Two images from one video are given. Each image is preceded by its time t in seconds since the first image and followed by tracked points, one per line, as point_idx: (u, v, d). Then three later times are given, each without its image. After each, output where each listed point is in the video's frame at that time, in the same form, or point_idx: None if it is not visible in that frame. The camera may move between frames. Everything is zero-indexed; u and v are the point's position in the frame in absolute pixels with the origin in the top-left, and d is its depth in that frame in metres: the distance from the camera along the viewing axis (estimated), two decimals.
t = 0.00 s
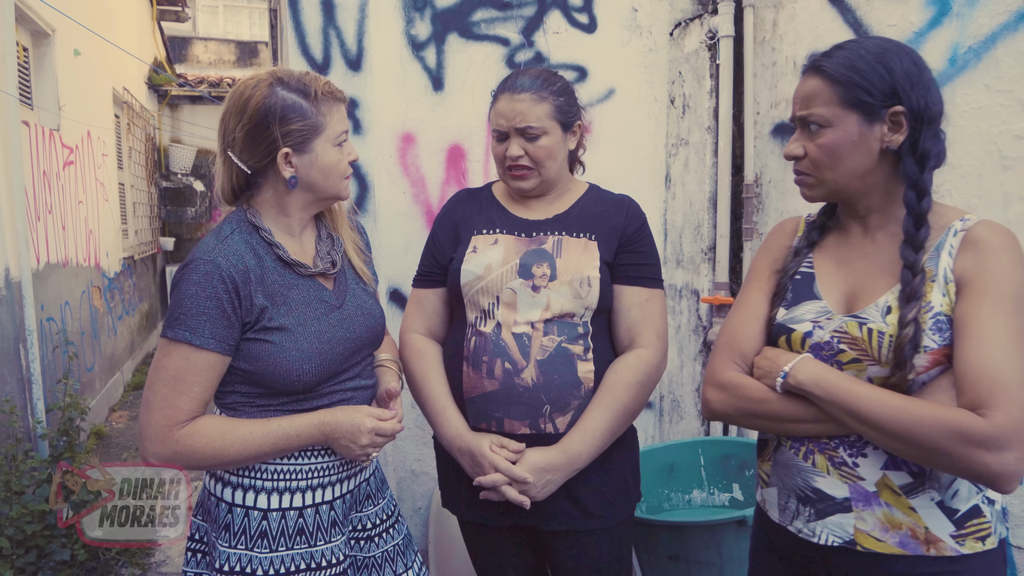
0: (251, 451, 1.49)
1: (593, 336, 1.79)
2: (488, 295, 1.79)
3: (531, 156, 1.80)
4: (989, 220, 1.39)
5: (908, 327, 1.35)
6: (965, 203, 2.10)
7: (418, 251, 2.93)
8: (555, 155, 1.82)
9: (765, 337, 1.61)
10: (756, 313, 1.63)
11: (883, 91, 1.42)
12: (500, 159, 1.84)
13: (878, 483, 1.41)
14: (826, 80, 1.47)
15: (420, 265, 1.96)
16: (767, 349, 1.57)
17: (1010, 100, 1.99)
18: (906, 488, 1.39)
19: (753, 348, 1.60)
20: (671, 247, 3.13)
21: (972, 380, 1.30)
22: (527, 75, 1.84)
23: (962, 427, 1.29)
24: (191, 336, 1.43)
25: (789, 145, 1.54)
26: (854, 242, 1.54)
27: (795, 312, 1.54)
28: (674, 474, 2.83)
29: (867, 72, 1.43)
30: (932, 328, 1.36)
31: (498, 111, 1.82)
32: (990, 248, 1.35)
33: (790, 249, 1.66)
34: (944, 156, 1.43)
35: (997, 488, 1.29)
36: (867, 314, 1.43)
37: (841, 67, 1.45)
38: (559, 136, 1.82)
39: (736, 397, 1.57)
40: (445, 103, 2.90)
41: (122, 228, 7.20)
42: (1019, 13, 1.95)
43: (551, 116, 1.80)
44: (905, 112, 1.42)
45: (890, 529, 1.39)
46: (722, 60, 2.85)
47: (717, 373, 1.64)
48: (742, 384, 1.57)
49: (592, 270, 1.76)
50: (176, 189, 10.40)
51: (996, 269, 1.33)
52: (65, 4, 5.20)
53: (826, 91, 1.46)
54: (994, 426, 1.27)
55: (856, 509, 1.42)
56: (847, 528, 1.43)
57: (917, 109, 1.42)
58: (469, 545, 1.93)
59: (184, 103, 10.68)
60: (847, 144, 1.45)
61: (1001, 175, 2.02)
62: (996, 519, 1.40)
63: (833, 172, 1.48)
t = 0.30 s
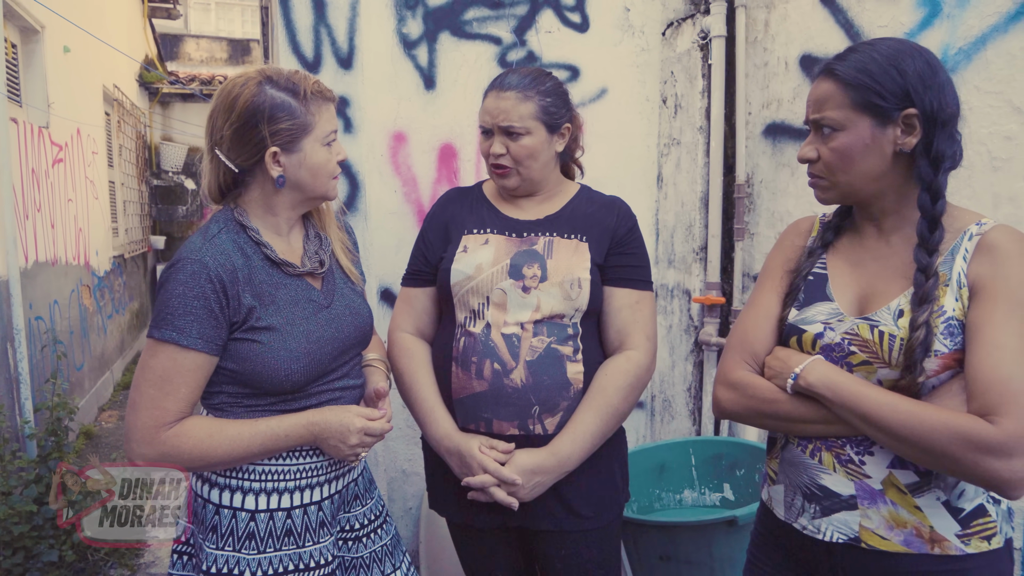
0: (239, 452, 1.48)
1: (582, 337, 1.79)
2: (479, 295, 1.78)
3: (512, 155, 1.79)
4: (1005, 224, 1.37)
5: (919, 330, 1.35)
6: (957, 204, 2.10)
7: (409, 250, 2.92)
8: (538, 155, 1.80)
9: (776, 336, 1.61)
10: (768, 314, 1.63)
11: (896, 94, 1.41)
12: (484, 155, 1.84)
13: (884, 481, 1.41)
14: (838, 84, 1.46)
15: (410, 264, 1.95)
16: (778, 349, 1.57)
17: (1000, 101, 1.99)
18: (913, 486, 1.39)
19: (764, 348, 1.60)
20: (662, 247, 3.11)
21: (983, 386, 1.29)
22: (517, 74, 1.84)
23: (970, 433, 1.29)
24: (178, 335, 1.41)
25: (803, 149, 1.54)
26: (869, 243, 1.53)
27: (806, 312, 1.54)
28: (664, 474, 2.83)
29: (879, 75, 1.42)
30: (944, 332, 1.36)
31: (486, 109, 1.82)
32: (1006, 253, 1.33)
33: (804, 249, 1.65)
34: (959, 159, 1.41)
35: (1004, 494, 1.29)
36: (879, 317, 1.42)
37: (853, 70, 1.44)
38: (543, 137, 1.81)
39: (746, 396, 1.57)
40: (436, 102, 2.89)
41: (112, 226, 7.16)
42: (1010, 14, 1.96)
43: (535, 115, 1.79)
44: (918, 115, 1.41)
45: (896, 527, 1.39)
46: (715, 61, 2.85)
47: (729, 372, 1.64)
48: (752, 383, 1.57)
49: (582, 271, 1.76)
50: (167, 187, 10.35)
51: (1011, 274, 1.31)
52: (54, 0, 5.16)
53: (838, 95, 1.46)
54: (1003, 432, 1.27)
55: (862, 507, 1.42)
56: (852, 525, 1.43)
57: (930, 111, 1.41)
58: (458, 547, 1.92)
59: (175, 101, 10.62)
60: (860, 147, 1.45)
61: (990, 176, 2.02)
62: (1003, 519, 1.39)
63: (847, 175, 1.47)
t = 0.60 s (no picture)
0: (226, 450, 1.47)
1: (572, 334, 1.78)
2: (468, 293, 1.78)
3: (506, 151, 1.78)
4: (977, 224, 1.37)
5: (886, 322, 1.35)
6: (947, 202, 2.11)
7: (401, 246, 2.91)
8: (531, 151, 1.80)
9: (748, 327, 1.60)
10: (740, 304, 1.62)
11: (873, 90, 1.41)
12: (476, 151, 1.83)
13: (844, 474, 1.41)
14: (818, 79, 1.46)
15: (399, 261, 1.93)
16: (748, 339, 1.56)
17: (990, 100, 2.00)
18: (871, 479, 1.39)
19: (735, 338, 1.59)
20: (655, 245, 3.12)
21: (945, 377, 1.29)
22: (509, 70, 1.83)
23: (931, 422, 1.29)
24: (163, 333, 1.40)
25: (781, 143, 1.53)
26: (842, 237, 1.53)
27: (777, 303, 1.54)
28: (657, 471, 2.83)
29: (858, 70, 1.42)
30: (910, 325, 1.36)
31: (477, 104, 1.81)
32: (975, 250, 1.33)
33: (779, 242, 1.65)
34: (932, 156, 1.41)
35: (962, 483, 1.29)
36: (848, 308, 1.42)
37: (831, 65, 1.44)
38: (536, 133, 1.80)
39: (716, 384, 1.57)
40: (429, 99, 2.88)
41: (103, 222, 7.12)
42: (1001, 13, 1.96)
43: (528, 111, 1.78)
44: (893, 111, 1.41)
45: (853, 520, 1.39)
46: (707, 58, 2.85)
47: (698, 361, 1.64)
48: (722, 371, 1.57)
49: (571, 268, 1.75)
50: (159, 184, 10.30)
51: (978, 269, 1.31)
52: None
53: (817, 90, 1.46)
54: (962, 422, 1.27)
55: (821, 499, 1.43)
56: (812, 516, 1.43)
57: (906, 108, 1.40)
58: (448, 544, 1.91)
59: (166, 97, 10.55)
60: (836, 142, 1.45)
61: (980, 175, 2.03)
62: (960, 514, 1.39)
63: (823, 170, 1.48)
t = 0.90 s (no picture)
0: (222, 448, 1.48)
1: (567, 331, 1.79)
2: (461, 295, 1.78)
3: (533, 140, 1.79)
4: (929, 225, 1.41)
5: (841, 315, 1.38)
6: (941, 202, 2.12)
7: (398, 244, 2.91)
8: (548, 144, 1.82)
9: (709, 323, 1.63)
10: (702, 300, 1.65)
11: (832, 98, 1.43)
12: (495, 147, 1.78)
13: (799, 467, 1.44)
14: (779, 88, 1.48)
15: (391, 268, 1.93)
16: (710, 335, 1.59)
17: (985, 101, 2.00)
18: (825, 474, 1.42)
19: (697, 333, 1.62)
20: (652, 244, 3.14)
21: (893, 366, 1.33)
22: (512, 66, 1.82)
23: (882, 409, 1.32)
24: (158, 332, 1.40)
25: (745, 151, 1.55)
26: (803, 237, 1.56)
27: (738, 298, 1.57)
28: (653, 470, 2.84)
29: (818, 80, 1.44)
30: (864, 319, 1.38)
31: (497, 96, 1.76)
32: (925, 249, 1.37)
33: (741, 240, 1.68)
34: (889, 158, 1.45)
35: (910, 467, 1.33)
36: (806, 302, 1.45)
37: (792, 75, 1.46)
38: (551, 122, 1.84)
39: (678, 377, 1.60)
40: (426, 97, 2.88)
41: (99, 220, 7.09)
42: (997, 14, 1.96)
43: (546, 103, 1.81)
44: (852, 118, 1.44)
45: (806, 513, 1.42)
46: (704, 58, 2.85)
47: (662, 355, 1.67)
48: (684, 365, 1.60)
49: (564, 266, 1.75)
50: (155, 182, 10.27)
51: (928, 265, 1.35)
52: None
53: (778, 100, 1.48)
54: (911, 408, 1.31)
55: (777, 491, 1.45)
56: (766, 509, 1.46)
57: (864, 115, 1.44)
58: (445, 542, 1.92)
59: (163, 95, 10.51)
60: (799, 150, 1.46)
61: (977, 175, 2.03)
62: (906, 510, 1.43)
63: (787, 177, 1.50)
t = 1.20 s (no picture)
0: (225, 455, 1.48)
1: (570, 335, 1.79)
2: (462, 307, 1.79)
3: (540, 147, 1.78)
4: (893, 234, 1.46)
5: (819, 326, 1.40)
6: (941, 209, 2.13)
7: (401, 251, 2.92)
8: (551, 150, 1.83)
9: (689, 337, 1.64)
10: (682, 313, 1.66)
11: (798, 116, 1.49)
12: (506, 158, 1.75)
13: (786, 473, 1.46)
14: (747, 106, 1.53)
15: (386, 281, 1.92)
16: (691, 348, 1.60)
17: (984, 108, 2.02)
18: (811, 478, 1.44)
19: (678, 347, 1.63)
20: (653, 251, 3.14)
21: (870, 372, 1.35)
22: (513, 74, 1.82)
23: (863, 415, 1.34)
24: (162, 338, 1.41)
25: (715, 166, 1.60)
26: (773, 249, 1.60)
27: (716, 312, 1.59)
28: (654, 476, 2.84)
29: (785, 99, 1.50)
30: (840, 327, 1.41)
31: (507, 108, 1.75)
32: (890, 256, 1.41)
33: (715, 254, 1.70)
34: (852, 173, 1.53)
35: (895, 471, 1.34)
36: (783, 314, 1.47)
37: (760, 93, 1.51)
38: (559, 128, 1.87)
39: (664, 394, 1.59)
40: (428, 104, 2.90)
41: (101, 226, 7.11)
42: (995, 23, 1.98)
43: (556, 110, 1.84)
44: (817, 134, 1.50)
45: (793, 516, 1.44)
46: (704, 65, 2.87)
47: (645, 372, 1.66)
48: (667, 380, 1.60)
49: (564, 270, 1.77)
50: (157, 187, 10.30)
51: (895, 272, 1.39)
52: None
53: (748, 117, 1.52)
54: (892, 413, 1.32)
55: (766, 496, 1.47)
56: (756, 512, 1.48)
57: (828, 132, 1.51)
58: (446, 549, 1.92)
59: (165, 101, 10.56)
60: (769, 165, 1.51)
61: (976, 182, 2.04)
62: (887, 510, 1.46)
63: (758, 192, 1.55)
